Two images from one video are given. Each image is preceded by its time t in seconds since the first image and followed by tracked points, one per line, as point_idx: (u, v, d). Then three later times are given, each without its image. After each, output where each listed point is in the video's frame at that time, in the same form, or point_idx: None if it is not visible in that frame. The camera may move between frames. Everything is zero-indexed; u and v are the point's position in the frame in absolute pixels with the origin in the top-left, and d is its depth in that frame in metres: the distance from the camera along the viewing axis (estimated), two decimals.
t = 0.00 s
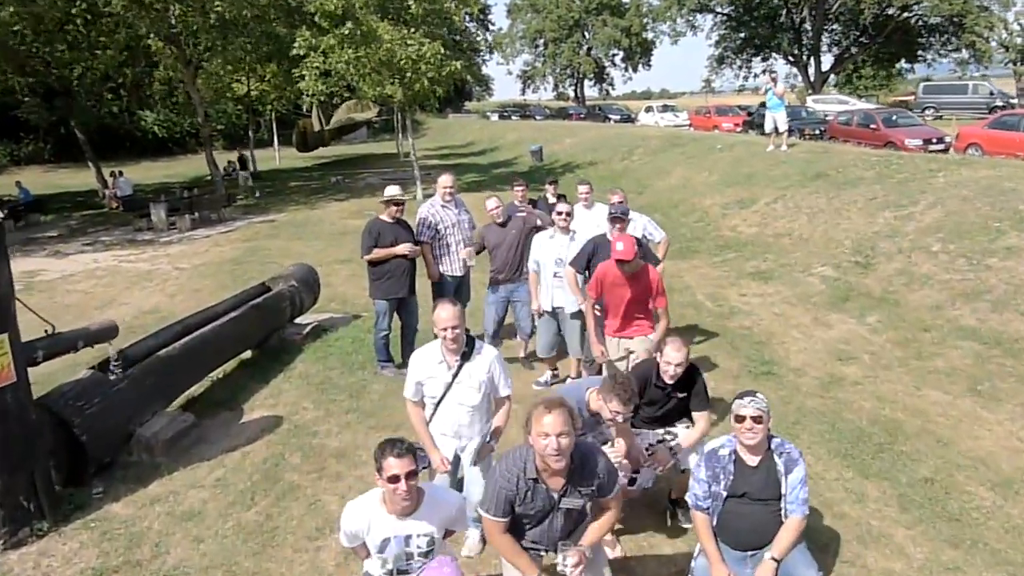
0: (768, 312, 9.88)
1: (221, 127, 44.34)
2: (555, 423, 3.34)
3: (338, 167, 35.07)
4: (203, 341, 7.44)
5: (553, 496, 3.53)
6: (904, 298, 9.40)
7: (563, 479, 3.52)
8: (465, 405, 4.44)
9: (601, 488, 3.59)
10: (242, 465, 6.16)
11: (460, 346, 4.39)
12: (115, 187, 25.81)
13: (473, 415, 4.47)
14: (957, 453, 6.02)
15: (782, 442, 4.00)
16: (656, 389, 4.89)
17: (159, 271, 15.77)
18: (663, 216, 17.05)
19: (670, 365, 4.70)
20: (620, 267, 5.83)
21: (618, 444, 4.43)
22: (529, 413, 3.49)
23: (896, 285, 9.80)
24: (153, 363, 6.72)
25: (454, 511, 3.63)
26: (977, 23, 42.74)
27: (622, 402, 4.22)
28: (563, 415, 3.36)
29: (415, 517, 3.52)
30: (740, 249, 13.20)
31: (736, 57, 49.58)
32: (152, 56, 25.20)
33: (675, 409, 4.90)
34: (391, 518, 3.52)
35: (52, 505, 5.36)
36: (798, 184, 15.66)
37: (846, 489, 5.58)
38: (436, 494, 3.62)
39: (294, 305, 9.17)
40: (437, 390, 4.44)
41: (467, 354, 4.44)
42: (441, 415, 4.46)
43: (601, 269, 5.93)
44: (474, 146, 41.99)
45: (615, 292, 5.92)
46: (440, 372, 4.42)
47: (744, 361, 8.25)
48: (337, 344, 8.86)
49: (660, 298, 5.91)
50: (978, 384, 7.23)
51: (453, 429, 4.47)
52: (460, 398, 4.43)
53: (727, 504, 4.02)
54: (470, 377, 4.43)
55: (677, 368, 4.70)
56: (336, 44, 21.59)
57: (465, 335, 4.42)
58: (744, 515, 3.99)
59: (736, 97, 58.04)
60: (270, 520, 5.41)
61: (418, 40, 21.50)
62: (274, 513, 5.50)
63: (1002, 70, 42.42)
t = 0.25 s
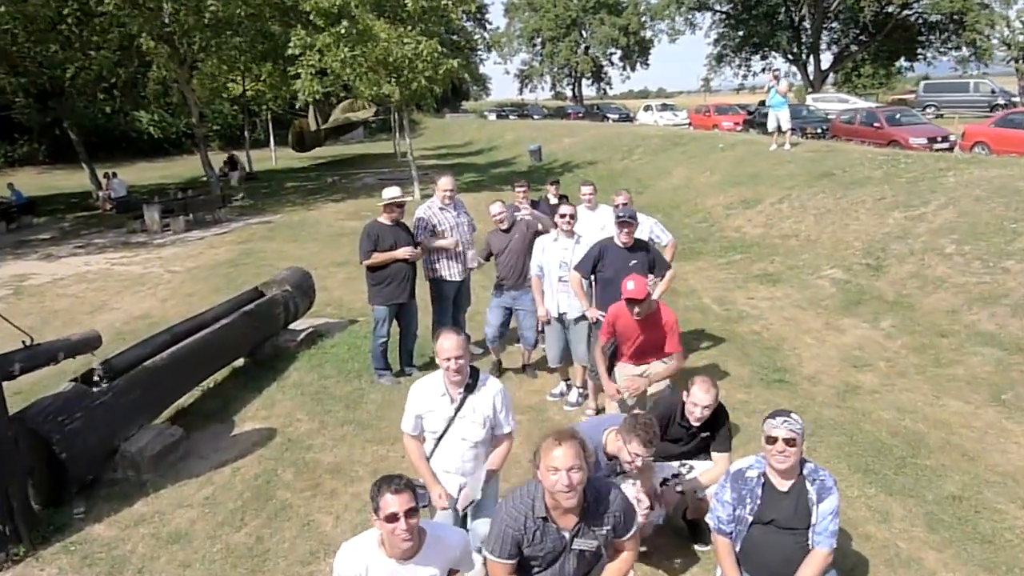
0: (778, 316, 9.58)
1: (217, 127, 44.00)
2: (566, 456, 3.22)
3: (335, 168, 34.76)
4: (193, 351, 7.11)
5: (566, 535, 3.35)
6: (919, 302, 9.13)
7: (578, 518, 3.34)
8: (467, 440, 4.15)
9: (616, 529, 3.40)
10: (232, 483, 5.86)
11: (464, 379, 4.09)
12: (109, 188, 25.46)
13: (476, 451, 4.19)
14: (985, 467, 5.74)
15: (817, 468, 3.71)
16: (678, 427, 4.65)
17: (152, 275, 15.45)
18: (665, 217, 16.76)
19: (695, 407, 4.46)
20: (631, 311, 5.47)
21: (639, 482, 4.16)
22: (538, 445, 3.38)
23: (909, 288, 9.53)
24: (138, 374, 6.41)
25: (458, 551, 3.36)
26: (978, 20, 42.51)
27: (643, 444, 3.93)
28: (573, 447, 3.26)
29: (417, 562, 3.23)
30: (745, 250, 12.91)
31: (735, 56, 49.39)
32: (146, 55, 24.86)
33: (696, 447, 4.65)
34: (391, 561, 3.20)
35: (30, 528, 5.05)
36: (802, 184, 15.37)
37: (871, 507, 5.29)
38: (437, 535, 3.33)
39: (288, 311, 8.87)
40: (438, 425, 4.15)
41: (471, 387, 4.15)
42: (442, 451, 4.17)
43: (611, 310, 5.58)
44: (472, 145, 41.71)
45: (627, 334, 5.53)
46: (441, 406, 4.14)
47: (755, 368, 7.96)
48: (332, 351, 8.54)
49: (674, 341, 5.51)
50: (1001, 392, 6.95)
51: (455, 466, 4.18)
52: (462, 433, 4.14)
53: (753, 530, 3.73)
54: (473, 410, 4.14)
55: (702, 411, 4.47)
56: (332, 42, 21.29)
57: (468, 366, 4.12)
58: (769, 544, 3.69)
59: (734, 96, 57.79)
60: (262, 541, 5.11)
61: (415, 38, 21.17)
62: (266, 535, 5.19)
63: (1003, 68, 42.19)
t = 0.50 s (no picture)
0: (789, 319, 9.26)
1: (214, 123, 43.65)
2: (582, 492, 2.93)
3: (333, 165, 34.44)
4: (185, 360, 6.79)
5: None
6: (936, 305, 8.84)
7: (591, 558, 3.06)
8: (468, 474, 3.92)
9: (635, 569, 3.13)
10: (222, 500, 5.54)
11: (468, 413, 3.83)
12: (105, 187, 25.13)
13: (476, 485, 3.96)
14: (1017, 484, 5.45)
15: (854, 497, 3.43)
16: (706, 458, 4.33)
17: (146, 275, 15.13)
18: (669, 216, 16.44)
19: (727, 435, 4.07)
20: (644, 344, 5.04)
21: (657, 510, 3.94)
22: (549, 477, 3.09)
23: (925, 290, 9.24)
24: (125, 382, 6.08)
25: None
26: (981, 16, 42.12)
27: (658, 465, 3.70)
28: (590, 481, 2.95)
29: None
30: (753, 250, 12.62)
31: (736, 52, 49.05)
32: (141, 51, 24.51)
33: (723, 476, 4.36)
34: None
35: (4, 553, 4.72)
36: (810, 182, 15.05)
37: (899, 527, 4.99)
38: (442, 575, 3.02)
39: (283, 315, 8.57)
40: (440, 456, 3.91)
41: (476, 419, 3.88)
42: (441, 483, 3.94)
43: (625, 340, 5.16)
44: (471, 142, 41.38)
45: (643, 367, 5.15)
46: (444, 437, 3.89)
47: (768, 374, 7.65)
48: (329, 357, 8.22)
49: (690, 374, 5.05)
50: None
51: (452, 500, 3.95)
52: (462, 467, 3.91)
53: (782, 562, 3.47)
54: (477, 444, 3.89)
55: (732, 444, 4.11)
56: (329, 37, 20.95)
57: (474, 396, 3.84)
58: None
59: (734, 93, 57.45)
60: (252, 567, 4.78)
61: (413, 33, 20.80)
62: (258, 559, 4.87)
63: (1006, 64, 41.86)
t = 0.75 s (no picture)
0: (806, 326, 8.94)
1: (217, 120, 43.36)
2: (603, 529, 2.66)
3: (336, 163, 34.15)
4: (178, 368, 6.46)
5: None
6: (959, 312, 8.52)
7: None
8: (470, 511, 3.63)
9: None
10: (213, 520, 5.22)
11: (469, 446, 3.53)
12: (105, 184, 24.82)
13: (478, 522, 3.67)
14: None
15: (903, 538, 3.11)
16: (739, 491, 4.04)
17: (143, 275, 14.83)
18: (677, 216, 16.11)
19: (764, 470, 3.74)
20: (665, 386, 4.63)
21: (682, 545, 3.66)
22: (566, 509, 2.81)
23: (947, 297, 8.93)
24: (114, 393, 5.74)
25: None
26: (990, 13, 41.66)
27: (676, 487, 3.45)
28: (612, 517, 2.68)
29: None
30: (765, 252, 12.30)
31: (741, 50, 48.60)
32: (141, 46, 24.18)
33: (754, 508, 4.09)
34: None
35: None
36: (822, 183, 14.72)
37: (936, 555, 4.67)
38: None
39: (281, 320, 8.25)
40: (440, 490, 3.61)
41: (478, 452, 3.58)
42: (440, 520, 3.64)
43: (642, 376, 4.78)
44: (475, 140, 41.07)
45: (660, 403, 4.74)
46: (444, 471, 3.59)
47: (787, 385, 7.33)
48: (328, 365, 7.91)
49: (706, 409, 4.61)
50: None
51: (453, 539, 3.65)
52: (464, 503, 3.61)
53: None
54: (479, 479, 3.59)
55: (772, 478, 3.76)
56: (332, 33, 20.61)
57: (476, 427, 3.54)
58: None
59: (739, 91, 57.04)
60: None
61: (417, 29, 20.45)
62: None
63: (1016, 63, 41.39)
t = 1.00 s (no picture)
0: (826, 335, 8.54)
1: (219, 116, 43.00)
2: (647, 549, 2.29)
3: (339, 161, 33.80)
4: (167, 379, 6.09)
5: None
6: (987, 322, 8.15)
7: None
8: (470, 558, 3.28)
9: None
10: (201, 549, 4.86)
11: (470, 488, 3.20)
12: (105, 182, 24.47)
13: (478, 571, 3.32)
14: None
15: None
16: (779, 537, 3.79)
17: (140, 276, 14.48)
18: (687, 217, 15.71)
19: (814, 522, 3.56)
20: (691, 435, 4.29)
21: None
22: (598, 526, 2.45)
23: (975, 305, 8.56)
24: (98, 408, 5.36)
25: None
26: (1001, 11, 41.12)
27: (699, 524, 3.08)
28: (657, 536, 2.31)
29: None
30: (779, 255, 11.92)
31: (748, 48, 48.09)
32: (141, 42, 23.82)
33: (790, 554, 3.83)
34: None
35: None
36: (837, 183, 14.30)
37: None
38: None
39: (278, 327, 7.88)
40: (436, 534, 3.28)
41: (478, 494, 3.24)
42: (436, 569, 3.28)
43: (665, 419, 4.38)
44: (479, 138, 40.69)
45: (685, 449, 4.37)
46: (441, 516, 3.25)
47: (810, 399, 6.96)
48: (327, 377, 7.53)
49: (734, 451, 4.27)
50: None
51: None
52: (463, 551, 3.27)
53: None
54: (479, 524, 3.26)
55: (818, 524, 3.57)
56: (334, 29, 20.22)
57: (476, 467, 3.22)
58: None
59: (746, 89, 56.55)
60: None
61: (421, 25, 20.07)
62: None
63: None
